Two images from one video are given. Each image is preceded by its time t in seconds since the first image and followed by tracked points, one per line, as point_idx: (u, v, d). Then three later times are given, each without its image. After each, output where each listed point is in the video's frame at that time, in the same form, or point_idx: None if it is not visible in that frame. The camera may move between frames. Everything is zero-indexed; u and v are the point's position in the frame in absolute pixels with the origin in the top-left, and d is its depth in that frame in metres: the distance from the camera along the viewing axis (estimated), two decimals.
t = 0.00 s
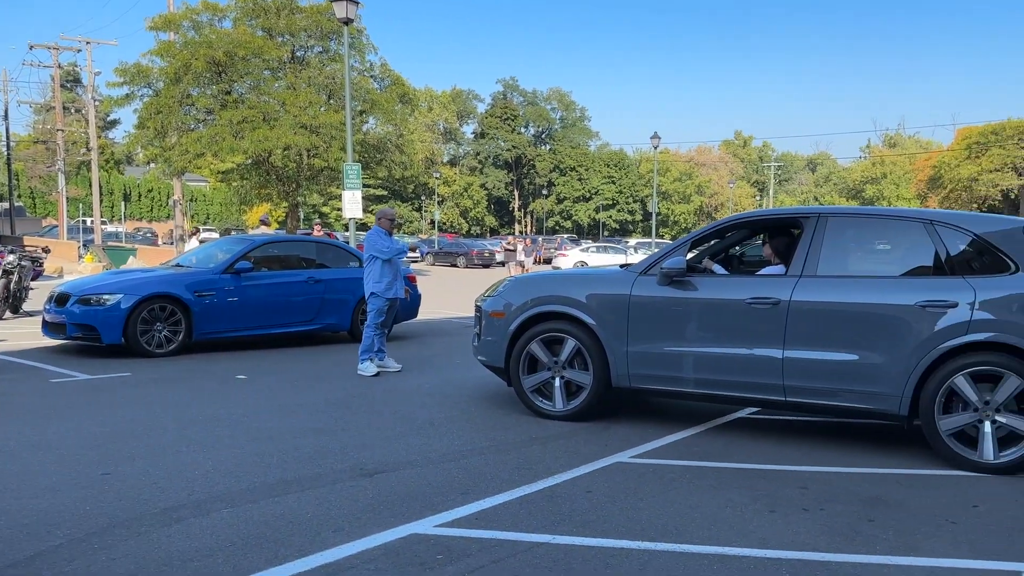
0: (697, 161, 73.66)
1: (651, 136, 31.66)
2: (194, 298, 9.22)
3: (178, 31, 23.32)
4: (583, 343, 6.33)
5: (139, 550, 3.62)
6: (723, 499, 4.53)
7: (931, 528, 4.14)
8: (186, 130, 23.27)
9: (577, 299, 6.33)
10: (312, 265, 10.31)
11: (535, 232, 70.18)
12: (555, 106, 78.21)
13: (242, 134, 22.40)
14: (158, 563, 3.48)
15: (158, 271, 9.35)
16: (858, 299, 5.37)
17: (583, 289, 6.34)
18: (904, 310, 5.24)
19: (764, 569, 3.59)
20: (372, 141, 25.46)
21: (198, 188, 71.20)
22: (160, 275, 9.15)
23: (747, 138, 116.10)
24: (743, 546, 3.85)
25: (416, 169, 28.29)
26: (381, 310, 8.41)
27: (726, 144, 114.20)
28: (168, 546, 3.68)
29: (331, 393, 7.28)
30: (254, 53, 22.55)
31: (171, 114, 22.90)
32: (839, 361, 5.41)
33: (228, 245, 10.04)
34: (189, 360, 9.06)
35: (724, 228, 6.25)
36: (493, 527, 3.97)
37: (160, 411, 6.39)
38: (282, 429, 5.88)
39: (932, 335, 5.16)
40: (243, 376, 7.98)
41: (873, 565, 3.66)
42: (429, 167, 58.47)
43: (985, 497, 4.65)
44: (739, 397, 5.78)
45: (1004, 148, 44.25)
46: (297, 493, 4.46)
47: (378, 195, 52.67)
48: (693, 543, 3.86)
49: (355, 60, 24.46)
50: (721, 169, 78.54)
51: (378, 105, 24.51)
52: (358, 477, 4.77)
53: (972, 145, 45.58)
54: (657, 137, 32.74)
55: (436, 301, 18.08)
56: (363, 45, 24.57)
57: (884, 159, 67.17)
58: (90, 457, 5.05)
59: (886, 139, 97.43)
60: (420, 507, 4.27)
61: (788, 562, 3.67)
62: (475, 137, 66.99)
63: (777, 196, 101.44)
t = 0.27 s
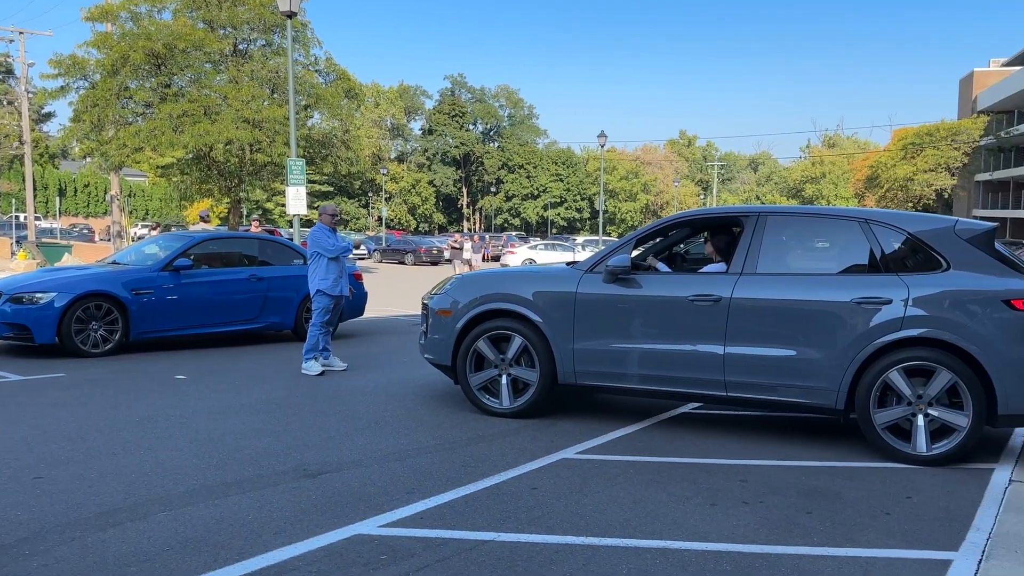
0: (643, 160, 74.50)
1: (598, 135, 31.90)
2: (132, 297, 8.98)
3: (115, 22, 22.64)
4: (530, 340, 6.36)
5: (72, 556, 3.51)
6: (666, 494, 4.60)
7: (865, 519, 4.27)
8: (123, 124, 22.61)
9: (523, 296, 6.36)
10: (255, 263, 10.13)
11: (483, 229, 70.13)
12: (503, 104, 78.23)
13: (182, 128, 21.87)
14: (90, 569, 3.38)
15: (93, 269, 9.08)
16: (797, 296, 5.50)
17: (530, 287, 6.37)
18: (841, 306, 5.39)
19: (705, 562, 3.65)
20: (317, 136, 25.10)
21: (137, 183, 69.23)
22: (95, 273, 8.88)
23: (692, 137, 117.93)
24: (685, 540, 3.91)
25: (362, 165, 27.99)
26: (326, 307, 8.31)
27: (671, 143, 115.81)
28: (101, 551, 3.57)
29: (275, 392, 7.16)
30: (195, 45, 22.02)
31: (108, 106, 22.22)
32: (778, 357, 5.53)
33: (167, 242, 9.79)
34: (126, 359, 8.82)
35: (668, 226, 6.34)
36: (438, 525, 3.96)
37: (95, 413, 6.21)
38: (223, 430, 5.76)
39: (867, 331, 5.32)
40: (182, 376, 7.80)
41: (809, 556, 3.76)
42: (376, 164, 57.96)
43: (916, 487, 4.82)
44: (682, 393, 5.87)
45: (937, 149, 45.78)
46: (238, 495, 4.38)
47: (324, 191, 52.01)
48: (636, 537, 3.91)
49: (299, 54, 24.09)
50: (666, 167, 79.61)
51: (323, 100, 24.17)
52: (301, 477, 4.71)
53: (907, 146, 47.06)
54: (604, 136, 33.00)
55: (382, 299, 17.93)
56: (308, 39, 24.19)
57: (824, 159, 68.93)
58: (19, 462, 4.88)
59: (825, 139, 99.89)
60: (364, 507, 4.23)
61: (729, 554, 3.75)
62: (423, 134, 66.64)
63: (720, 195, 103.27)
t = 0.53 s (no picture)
0: (618, 158, 74.75)
1: (574, 133, 31.96)
2: (102, 294, 8.85)
3: (85, 16, 22.28)
4: (506, 338, 6.36)
5: (39, 558, 3.45)
6: (641, 491, 4.62)
7: (837, 514, 4.32)
8: (94, 120, 22.27)
9: (499, 294, 6.35)
10: (228, 260, 10.03)
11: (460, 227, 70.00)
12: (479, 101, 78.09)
13: (153, 124, 21.58)
14: (59, 571, 3.33)
15: (62, 266, 8.94)
16: (770, 294, 5.55)
17: (506, 285, 6.37)
18: (813, 304, 5.44)
19: (679, 557, 3.68)
20: (292, 132, 24.89)
21: (108, 179, 68.24)
22: (64, 270, 8.74)
23: (668, 136, 118.57)
24: (660, 536, 3.94)
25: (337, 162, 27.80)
26: (300, 306, 8.25)
27: (647, 142, 116.32)
28: (71, 553, 3.52)
29: (248, 391, 7.10)
30: (167, 40, 21.73)
31: (78, 102, 21.86)
32: (751, 354, 5.58)
33: (138, 239, 9.67)
34: (97, 358, 8.70)
35: (644, 225, 6.38)
36: (413, 524, 3.95)
37: (65, 412, 6.11)
38: (195, 430, 5.70)
39: (840, 328, 5.38)
40: (154, 375, 7.70)
41: (782, 551, 3.80)
42: (352, 161, 57.62)
43: (887, 483, 4.88)
44: (656, 391, 5.91)
45: (909, 149, 46.40)
46: (211, 494, 4.34)
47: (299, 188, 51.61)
48: (612, 534, 3.93)
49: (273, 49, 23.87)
50: (642, 166, 79.95)
51: (297, 96, 23.96)
52: (276, 477, 4.67)
53: (879, 145, 47.65)
54: (581, 134, 33.05)
55: (357, 297, 17.83)
56: (282, 34, 23.96)
57: (798, 158, 69.62)
58: None
59: (798, 139, 100.91)
60: (339, 506, 4.21)
61: (702, 550, 3.78)
62: (399, 131, 66.36)
63: (696, 194, 103.95)
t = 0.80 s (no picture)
0: (621, 156, 74.70)
1: (577, 131, 31.94)
2: (106, 292, 8.86)
3: (89, 13, 22.29)
4: (509, 336, 6.37)
5: (45, 553, 3.46)
6: (645, 488, 4.62)
7: (841, 512, 4.32)
8: (97, 117, 22.29)
9: (503, 292, 6.36)
10: (231, 257, 10.04)
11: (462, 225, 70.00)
12: (481, 100, 78.05)
13: (157, 122, 21.61)
14: (64, 566, 3.33)
15: (66, 263, 8.95)
16: (774, 292, 5.55)
17: (509, 282, 6.38)
18: (817, 302, 5.44)
19: (683, 554, 3.68)
20: (294, 130, 24.92)
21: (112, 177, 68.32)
22: (68, 268, 8.76)
23: (671, 134, 118.52)
24: (664, 533, 3.94)
25: (340, 160, 27.83)
26: (303, 303, 8.26)
27: (650, 140, 116.26)
28: (76, 548, 3.52)
29: (252, 388, 7.11)
30: (170, 38, 21.75)
31: (81, 99, 21.87)
32: (755, 352, 5.58)
33: (142, 236, 9.68)
34: (101, 355, 8.71)
35: (647, 222, 6.38)
36: (418, 520, 3.96)
37: (69, 408, 6.13)
38: (199, 426, 5.71)
39: (844, 326, 5.38)
40: (158, 372, 7.72)
41: (785, 549, 3.80)
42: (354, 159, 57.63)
43: (891, 481, 4.89)
44: (660, 389, 5.91)
45: (912, 147, 46.36)
46: (216, 490, 4.35)
47: (302, 186, 51.62)
48: (616, 531, 3.93)
49: (276, 47, 23.89)
50: (645, 164, 79.94)
51: (300, 94, 23.98)
52: (280, 473, 4.68)
53: (882, 144, 47.61)
54: (583, 132, 33.04)
55: (359, 295, 17.86)
56: (284, 32, 23.98)
57: (800, 156, 69.58)
58: None
59: (801, 137, 100.76)
60: (344, 503, 4.22)
61: (706, 547, 3.78)
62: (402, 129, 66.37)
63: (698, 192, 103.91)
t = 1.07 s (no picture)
0: (651, 155, 74.31)
1: (607, 130, 31.88)
2: (145, 290, 9.03)
3: (126, 17, 22.70)
4: (540, 335, 6.38)
5: (89, 544, 3.55)
6: (677, 488, 4.61)
7: (877, 513, 4.28)
8: (135, 119, 22.69)
9: (534, 291, 6.37)
10: (266, 257, 10.18)
11: (492, 225, 70.13)
12: (511, 99, 78.07)
13: (192, 123, 21.95)
14: (108, 557, 3.42)
15: (106, 262, 9.14)
16: (809, 291, 5.50)
17: (540, 281, 6.39)
18: (853, 301, 5.38)
19: (716, 555, 3.66)
20: (327, 131, 25.20)
21: (147, 177, 69.37)
22: (108, 266, 8.94)
23: (701, 133, 117.72)
24: (697, 533, 3.93)
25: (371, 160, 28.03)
26: (337, 302, 8.34)
27: (681, 139, 115.56)
28: (119, 540, 3.61)
29: (286, 385, 7.21)
30: (205, 40, 22.08)
31: (119, 101, 22.27)
32: (789, 352, 5.54)
33: (179, 236, 9.85)
34: (140, 352, 8.89)
35: (680, 221, 6.36)
36: (451, 517, 3.99)
37: (110, 404, 6.26)
38: (236, 423, 5.80)
39: (880, 326, 5.32)
40: (194, 369, 7.85)
41: (820, 550, 3.77)
42: (385, 159, 57.99)
43: (928, 483, 4.82)
44: (693, 388, 5.89)
45: (949, 144, 45.59)
46: (253, 485, 4.42)
47: (333, 186, 52.04)
48: (648, 530, 3.94)
49: (308, 49, 24.15)
50: (676, 163, 79.51)
51: (332, 95, 24.19)
52: (315, 469, 4.74)
53: (918, 142, 46.90)
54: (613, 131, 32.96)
55: (391, 294, 17.99)
56: (317, 33, 24.21)
57: (834, 155, 68.73)
58: (37, 451, 4.93)
59: (834, 136, 99.48)
60: (378, 499, 4.27)
61: (739, 547, 3.77)
62: (432, 129, 66.66)
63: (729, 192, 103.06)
